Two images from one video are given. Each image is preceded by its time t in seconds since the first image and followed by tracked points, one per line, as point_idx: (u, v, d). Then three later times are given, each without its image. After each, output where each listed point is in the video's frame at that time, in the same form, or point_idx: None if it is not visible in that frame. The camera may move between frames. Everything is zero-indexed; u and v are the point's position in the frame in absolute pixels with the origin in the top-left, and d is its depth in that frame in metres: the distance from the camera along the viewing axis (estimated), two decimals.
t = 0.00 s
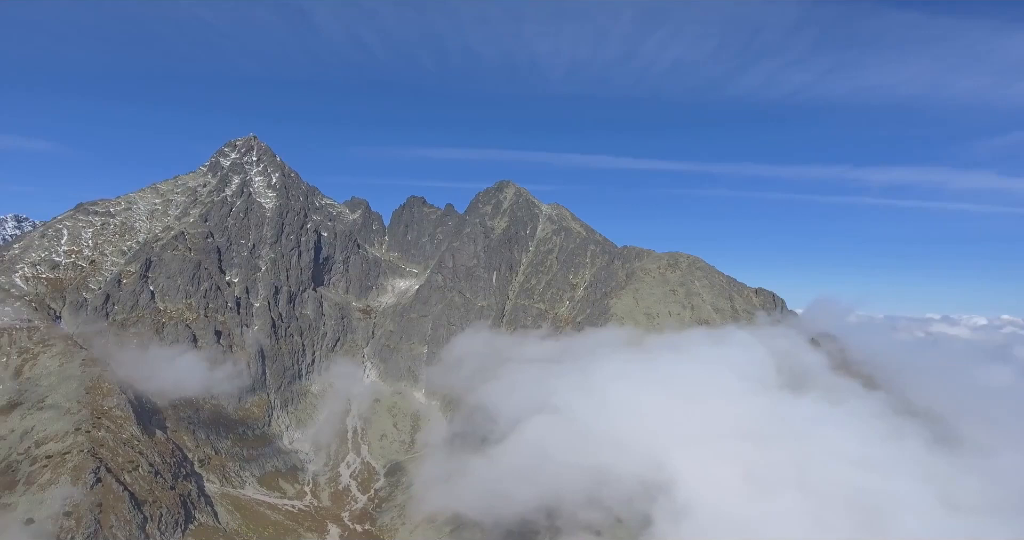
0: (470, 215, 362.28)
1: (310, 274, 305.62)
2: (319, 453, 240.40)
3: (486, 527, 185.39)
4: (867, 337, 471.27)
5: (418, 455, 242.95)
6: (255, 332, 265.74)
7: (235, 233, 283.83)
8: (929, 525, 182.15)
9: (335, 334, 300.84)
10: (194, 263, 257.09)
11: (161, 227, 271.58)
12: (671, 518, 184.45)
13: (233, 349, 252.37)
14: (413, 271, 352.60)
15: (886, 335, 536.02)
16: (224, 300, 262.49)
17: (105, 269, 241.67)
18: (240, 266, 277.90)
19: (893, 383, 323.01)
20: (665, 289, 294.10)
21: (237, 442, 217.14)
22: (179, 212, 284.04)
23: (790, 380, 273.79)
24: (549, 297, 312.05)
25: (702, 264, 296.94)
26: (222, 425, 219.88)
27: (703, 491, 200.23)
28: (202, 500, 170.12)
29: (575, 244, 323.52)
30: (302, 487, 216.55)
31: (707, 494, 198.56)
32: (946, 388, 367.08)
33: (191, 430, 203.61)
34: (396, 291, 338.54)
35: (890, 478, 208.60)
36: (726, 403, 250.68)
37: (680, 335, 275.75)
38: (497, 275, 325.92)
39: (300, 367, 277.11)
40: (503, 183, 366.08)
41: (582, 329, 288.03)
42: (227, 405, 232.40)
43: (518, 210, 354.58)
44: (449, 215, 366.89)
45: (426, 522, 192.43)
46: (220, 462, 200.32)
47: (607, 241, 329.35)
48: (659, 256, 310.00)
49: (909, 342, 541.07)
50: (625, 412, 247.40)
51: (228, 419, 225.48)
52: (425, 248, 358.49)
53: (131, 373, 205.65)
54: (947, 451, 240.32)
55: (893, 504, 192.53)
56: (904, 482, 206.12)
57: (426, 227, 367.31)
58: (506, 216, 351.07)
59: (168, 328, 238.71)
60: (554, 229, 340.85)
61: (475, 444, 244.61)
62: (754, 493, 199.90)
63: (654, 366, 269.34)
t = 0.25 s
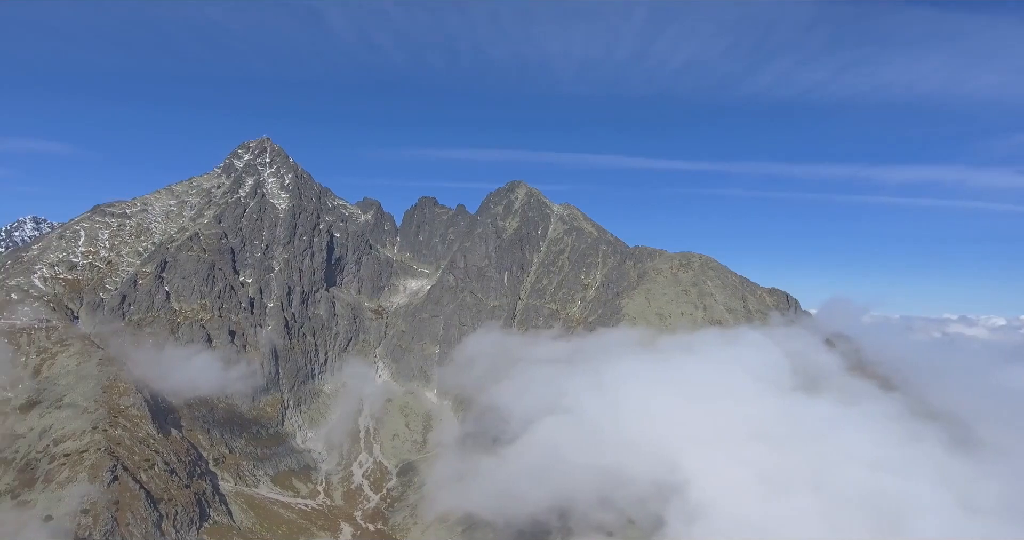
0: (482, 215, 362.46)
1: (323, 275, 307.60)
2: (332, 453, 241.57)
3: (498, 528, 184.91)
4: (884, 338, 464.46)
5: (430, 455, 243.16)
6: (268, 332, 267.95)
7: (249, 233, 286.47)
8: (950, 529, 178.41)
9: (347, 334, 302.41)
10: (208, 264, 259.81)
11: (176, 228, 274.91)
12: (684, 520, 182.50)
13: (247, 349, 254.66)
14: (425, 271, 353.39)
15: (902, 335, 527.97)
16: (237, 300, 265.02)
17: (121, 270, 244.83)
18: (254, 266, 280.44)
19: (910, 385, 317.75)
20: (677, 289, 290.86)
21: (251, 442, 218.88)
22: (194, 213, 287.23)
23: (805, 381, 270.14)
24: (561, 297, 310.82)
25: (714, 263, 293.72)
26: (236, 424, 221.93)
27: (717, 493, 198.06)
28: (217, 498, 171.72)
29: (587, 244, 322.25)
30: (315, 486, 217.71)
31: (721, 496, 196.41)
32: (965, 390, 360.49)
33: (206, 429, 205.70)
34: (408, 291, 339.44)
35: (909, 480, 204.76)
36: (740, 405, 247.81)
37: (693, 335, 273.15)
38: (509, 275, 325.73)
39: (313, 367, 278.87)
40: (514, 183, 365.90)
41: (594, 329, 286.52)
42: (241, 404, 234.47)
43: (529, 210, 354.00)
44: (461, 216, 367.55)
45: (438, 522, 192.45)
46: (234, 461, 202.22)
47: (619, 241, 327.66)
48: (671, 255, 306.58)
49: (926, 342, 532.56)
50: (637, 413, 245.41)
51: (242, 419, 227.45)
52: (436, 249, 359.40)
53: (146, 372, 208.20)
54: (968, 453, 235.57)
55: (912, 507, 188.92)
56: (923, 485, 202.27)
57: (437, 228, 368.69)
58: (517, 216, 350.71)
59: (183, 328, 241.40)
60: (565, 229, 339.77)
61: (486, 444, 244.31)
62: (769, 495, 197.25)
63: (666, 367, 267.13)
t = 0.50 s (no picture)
0: (493, 215, 362.41)
1: (335, 275, 309.44)
2: (345, 452, 242.73)
3: (510, 528, 184.42)
4: (900, 338, 457.23)
5: (442, 454, 243.32)
6: (282, 332, 270.14)
7: (263, 234, 289.03)
8: (971, 533, 174.52)
9: (360, 334, 303.90)
10: (223, 265, 262.49)
11: (191, 229, 278.23)
12: (697, 522, 180.53)
13: (261, 349, 256.91)
14: (437, 271, 354.02)
15: (919, 336, 519.46)
16: (252, 300, 267.52)
17: (137, 271, 248.12)
18: (268, 267, 282.91)
19: (929, 386, 312.08)
20: (690, 289, 288.25)
21: (265, 441, 220.67)
22: (209, 214, 290.30)
23: (821, 383, 266.03)
24: (573, 297, 309.51)
25: (728, 263, 290.84)
26: (250, 423, 223.84)
27: (731, 494, 195.74)
28: (231, 496, 173.26)
29: (598, 244, 320.65)
30: (328, 485, 218.89)
31: (735, 498, 193.99)
32: (985, 391, 353.34)
33: (220, 428, 207.80)
34: (420, 291, 340.22)
35: (928, 483, 200.72)
36: (754, 406, 244.78)
37: (707, 336, 270.43)
38: (520, 275, 325.23)
39: (325, 367, 280.57)
40: (526, 183, 365.39)
41: (606, 329, 284.89)
42: (255, 403, 236.54)
43: (541, 210, 353.22)
44: (473, 216, 368.02)
45: (450, 522, 192.51)
46: (249, 459, 204.05)
47: (631, 241, 325.72)
48: (683, 255, 304.06)
49: (943, 343, 523.70)
50: (650, 414, 243.38)
51: (256, 418, 229.39)
52: (448, 249, 360.01)
53: (162, 372, 210.76)
54: (989, 456, 230.54)
55: (932, 511, 185.15)
56: (944, 488, 198.12)
57: (449, 228, 369.60)
58: (529, 216, 350.03)
59: (198, 328, 244.11)
60: (577, 229, 338.50)
61: (498, 445, 243.92)
62: (784, 497, 194.48)
63: (679, 368, 264.70)
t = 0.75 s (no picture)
0: (506, 215, 362.36)
1: (349, 275, 311.37)
2: (358, 451, 243.88)
3: (523, 529, 183.82)
4: (920, 339, 449.35)
5: (455, 454, 243.43)
6: (296, 332, 272.38)
7: (278, 235, 291.77)
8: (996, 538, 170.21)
9: (373, 334, 305.46)
10: (238, 265, 265.41)
11: (208, 230, 281.69)
12: (712, 524, 178.39)
13: (276, 349, 259.25)
14: (450, 271, 354.69)
15: (939, 336, 510.13)
16: (267, 300, 270.18)
17: (155, 271, 251.74)
18: (282, 267, 285.49)
19: (950, 389, 305.84)
20: (704, 289, 285.79)
21: (280, 440, 222.52)
22: (224, 215, 293.71)
23: (839, 384, 261.81)
24: (586, 297, 308.01)
25: (742, 263, 287.91)
26: (266, 422, 225.86)
27: (747, 496, 193.17)
28: (247, 495, 174.87)
29: (611, 244, 319.03)
30: (342, 484, 220.06)
31: (752, 500, 191.29)
32: (1009, 393, 345.48)
33: (236, 427, 209.95)
34: (433, 291, 341.04)
35: (951, 486, 196.25)
36: (770, 407, 241.47)
37: (721, 336, 267.60)
38: (533, 275, 324.63)
39: (339, 367, 282.29)
40: (539, 183, 364.83)
41: (619, 329, 283.23)
42: (270, 403, 238.73)
43: (553, 210, 352.34)
44: (485, 217, 368.47)
45: (463, 522, 192.50)
46: (264, 458, 205.97)
47: (643, 241, 323.74)
48: (697, 255, 301.50)
49: (964, 344, 513.82)
50: (664, 415, 241.29)
51: (272, 417, 231.41)
52: (461, 249, 360.73)
53: (179, 371, 213.51)
54: (1014, 459, 224.97)
55: (955, 514, 180.98)
56: (967, 491, 193.60)
57: (462, 229, 370.55)
58: (541, 216, 349.35)
59: (214, 328, 246.98)
60: (589, 229, 337.14)
61: (511, 445, 243.46)
62: (802, 499, 191.38)
63: (694, 368, 262.12)
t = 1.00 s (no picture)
0: (517, 216, 362.06)
1: (361, 276, 312.97)
2: (371, 451, 244.82)
3: (534, 529, 183.18)
4: (937, 340, 441.99)
5: (467, 454, 243.44)
6: (309, 332, 274.25)
7: (291, 235, 294.16)
8: None
9: (385, 334, 306.71)
10: (252, 266, 267.97)
11: (222, 231, 284.70)
12: (725, 526, 176.42)
13: (289, 348, 261.23)
14: (461, 272, 355.13)
15: (957, 337, 501.46)
16: (280, 301, 272.47)
17: (170, 271, 254.88)
18: (295, 267, 287.71)
19: (969, 390, 300.07)
20: (716, 289, 283.56)
21: (293, 439, 224.04)
22: (238, 216, 296.62)
23: (855, 385, 257.84)
24: (597, 297, 306.45)
25: (754, 263, 285.28)
26: (279, 421, 227.58)
27: (761, 498, 190.70)
28: (261, 493, 176.31)
29: (623, 244, 317.38)
30: (355, 483, 221.00)
31: (766, 503, 188.72)
32: None
33: (250, 426, 211.81)
34: (444, 292, 341.62)
35: (972, 490, 192.24)
36: (785, 408, 238.43)
37: (734, 337, 264.89)
38: (544, 276, 323.87)
39: (352, 366, 283.71)
40: (550, 183, 364.14)
41: (631, 330, 281.57)
42: (284, 402, 240.56)
43: (565, 210, 351.33)
44: (496, 217, 368.70)
45: (474, 522, 192.36)
46: (277, 457, 207.58)
47: (655, 241, 321.71)
48: (709, 255, 299.18)
49: (983, 345, 504.58)
50: (677, 416, 239.27)
51: (285, 416, 233.10)
52: (472, 250, 361.26)
53: (194, 371, 215.92)
54: None
55: (976, 518, 177.16)
56: (988, 495, 189.44)
57: (473, 229, 371.20)
58: (553, 217, 348.46)
59: (228, 328, 249.46)
60: (601, 229, 335.73)
61: (523, 445, 242.85)
62: (818, 501, 188.52)
63: (707, 369, 259.65)
